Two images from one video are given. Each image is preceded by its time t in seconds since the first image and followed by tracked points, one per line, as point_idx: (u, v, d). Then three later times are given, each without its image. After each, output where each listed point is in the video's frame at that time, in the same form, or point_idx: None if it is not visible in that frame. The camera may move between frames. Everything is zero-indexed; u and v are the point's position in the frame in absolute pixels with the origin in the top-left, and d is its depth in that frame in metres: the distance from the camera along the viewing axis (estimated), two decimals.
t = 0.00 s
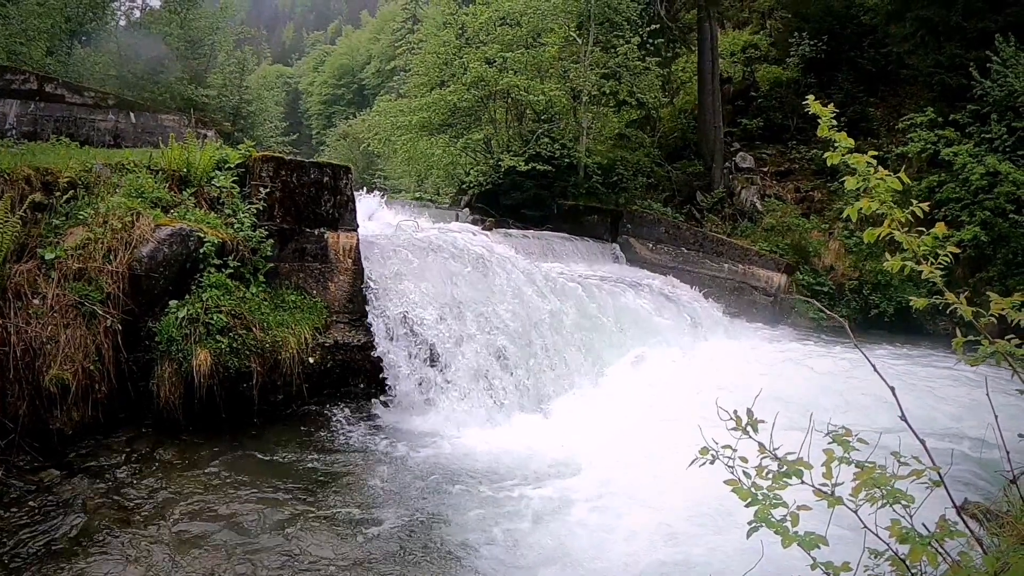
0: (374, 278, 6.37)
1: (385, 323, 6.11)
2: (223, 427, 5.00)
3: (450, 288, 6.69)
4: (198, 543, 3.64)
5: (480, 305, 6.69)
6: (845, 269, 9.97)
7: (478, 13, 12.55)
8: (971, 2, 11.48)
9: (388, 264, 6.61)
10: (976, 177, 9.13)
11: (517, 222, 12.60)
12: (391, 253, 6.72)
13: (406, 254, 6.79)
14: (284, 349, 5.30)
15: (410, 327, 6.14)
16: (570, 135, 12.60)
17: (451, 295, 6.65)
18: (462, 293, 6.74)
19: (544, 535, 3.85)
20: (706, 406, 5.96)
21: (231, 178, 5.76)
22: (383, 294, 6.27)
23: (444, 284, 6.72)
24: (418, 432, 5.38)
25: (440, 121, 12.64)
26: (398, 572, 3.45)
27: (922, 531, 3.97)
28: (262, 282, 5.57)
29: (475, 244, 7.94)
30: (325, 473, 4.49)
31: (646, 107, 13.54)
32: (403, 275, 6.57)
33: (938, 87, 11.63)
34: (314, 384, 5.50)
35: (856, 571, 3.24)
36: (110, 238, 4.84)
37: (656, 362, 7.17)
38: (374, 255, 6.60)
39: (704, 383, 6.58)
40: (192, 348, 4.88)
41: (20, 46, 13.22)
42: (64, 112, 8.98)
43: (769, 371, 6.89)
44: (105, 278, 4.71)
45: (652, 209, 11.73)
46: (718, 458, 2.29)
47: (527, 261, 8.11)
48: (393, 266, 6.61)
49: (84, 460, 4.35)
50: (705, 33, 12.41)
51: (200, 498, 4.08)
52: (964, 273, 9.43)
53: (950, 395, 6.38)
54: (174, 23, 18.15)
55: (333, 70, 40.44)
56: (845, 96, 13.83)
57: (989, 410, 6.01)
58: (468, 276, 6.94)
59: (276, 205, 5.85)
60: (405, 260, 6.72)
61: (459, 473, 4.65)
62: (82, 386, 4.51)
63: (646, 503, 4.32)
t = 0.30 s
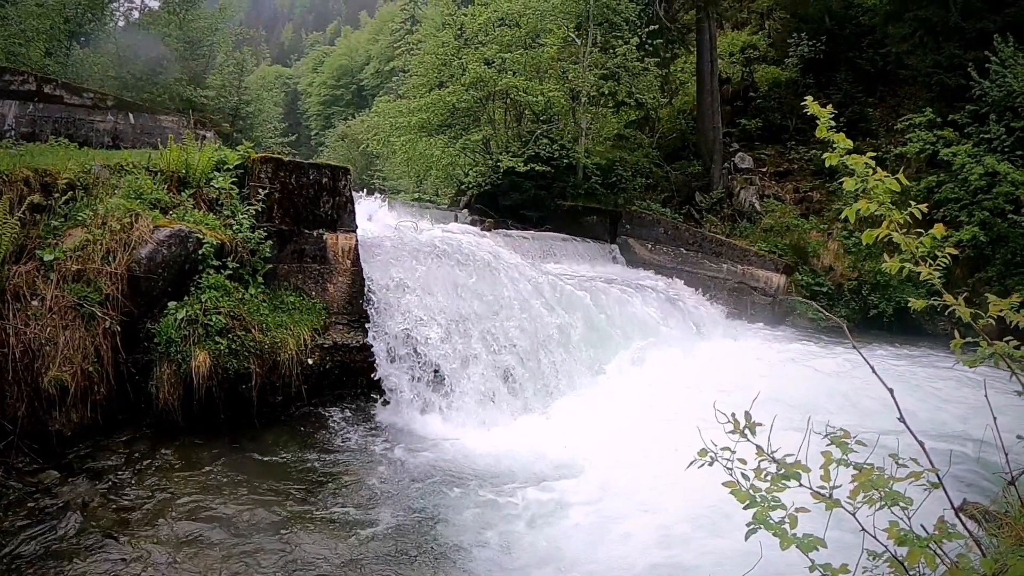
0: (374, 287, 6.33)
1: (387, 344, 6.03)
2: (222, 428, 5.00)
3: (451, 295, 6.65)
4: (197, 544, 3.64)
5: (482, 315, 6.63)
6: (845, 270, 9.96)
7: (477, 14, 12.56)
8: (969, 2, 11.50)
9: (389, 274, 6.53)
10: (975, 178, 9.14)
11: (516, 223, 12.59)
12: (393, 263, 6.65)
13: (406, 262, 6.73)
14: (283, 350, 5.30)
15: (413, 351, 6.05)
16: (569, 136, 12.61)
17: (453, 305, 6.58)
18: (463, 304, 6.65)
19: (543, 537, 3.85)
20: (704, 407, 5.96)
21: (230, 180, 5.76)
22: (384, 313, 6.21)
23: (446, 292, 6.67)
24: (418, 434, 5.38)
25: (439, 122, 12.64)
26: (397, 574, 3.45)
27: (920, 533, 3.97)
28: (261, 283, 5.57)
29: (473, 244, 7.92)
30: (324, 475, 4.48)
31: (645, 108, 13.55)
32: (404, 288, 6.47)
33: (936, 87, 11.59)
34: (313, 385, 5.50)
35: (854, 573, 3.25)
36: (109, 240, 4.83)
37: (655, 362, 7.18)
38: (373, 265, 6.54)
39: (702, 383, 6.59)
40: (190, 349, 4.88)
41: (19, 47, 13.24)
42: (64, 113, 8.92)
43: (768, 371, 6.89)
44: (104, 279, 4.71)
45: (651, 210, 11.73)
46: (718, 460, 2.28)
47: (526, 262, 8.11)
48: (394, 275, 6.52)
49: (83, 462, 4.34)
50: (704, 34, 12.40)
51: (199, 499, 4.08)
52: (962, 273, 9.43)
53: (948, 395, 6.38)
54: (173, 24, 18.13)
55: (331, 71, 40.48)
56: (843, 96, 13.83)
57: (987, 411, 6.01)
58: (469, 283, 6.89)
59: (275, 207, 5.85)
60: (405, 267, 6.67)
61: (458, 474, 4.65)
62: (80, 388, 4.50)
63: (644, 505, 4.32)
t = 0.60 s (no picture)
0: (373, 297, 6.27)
1: (388, 364, 5.92)
2: (221, 428, 5.00)
3: (457, 306, 6.57)
4: (196, 546, 3.64)
5: (489, 327, 6.51)
6: (844, 270, 9.95)
7: (476, 14, 12.54)
8: (968, 3, 11.51)
9: (389, 285, 6.45)
10: (974, 178, 9.14)
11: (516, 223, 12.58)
12: (393, 275, 6.59)
13: (403, 273, 6.68)
14: (282, 351, 5.30)
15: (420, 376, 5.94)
16: (568, 136, 12.62)
17: (458, 318, 6.46)
18: (468, 316, 6.53)
19: (541, 538, 3.86)
20: (702, 407, 5.96)
21: (229, 180, 5.76)
22: (387, 331, 6.14)
23: (451, 303, 6.59)
24: (417, 436, 5.35)
25: (438, 122, 12.63)
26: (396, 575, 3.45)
27: (919, 534, 3.98)
28: (261, 283, 5.57)
29: (473, 246, 7.90)
30: (324, 477, 4.48)
31: (645, 108, 13.54)
32: (406, 301, 6.36)
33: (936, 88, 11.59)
34: (313, 386, 5.48)
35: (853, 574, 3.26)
36: (108, 240, 4.83)
37: (654, 362, 7.18)
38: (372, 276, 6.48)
39: (702, 384, 6.58)
40: (189, 351, 4.88)
41: (18, 47, 13.24)
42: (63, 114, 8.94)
43: (768, 372, 6.89)
44: (103, 280, 4.71)
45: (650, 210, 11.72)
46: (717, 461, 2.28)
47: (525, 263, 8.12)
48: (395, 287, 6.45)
49: (83, 463, 4.34)
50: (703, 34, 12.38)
51: (199, 501, 4.08)
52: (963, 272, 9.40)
53: (946, 395, 6.40)
54: (173, 24, 18.12)
55: (330, 71, 40.48)
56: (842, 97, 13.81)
57: (986, 411, 6.02)
58: (474, 293, 6.82)
59: (274, 207, 5.85)
60: (404, 276, 6.63)
61: (458, 475, 4.64)
62: (80, 389, 4.50)
63: (644, 507, 4.31)
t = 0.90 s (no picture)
0: (373, 308, 6.22)
1: (389, 391, 5.85)
2: (220, 428, 5.00)
3: (464, 323, 6.49)
4: (195, 546, 3.64)
5: (497, 347, 6.43)
6: (844, 270, 9.97)
7: (476, 14, 12.53)
8: (968, 3, 11.51)
9: (391, 298, 6.36)
10: (974, 178, 9.13)
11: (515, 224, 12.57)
12: (397, 286, 6.48)
13: (407, 283, 6.56)
14: (281, 352, 5.30)
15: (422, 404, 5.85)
16: (568, 136, 12.62)
17: (466, 339, 6.37)
18: (475, 334, 6.44)
19: (539, 540, 3.86)
20: (699, 408, 5.97)
21: (229, 181, 5.76)
22: (389, 352, 6.07)
23: (460, 323, 6.48)
24: (416, 438, 5.32)
25: (438, 122, 12.63)
26: None
27: (917, 536, 3.98)
28: (260, 283, 5.57)
29: (480, 248, 7.74)
30: (324, 477, 4.48)
31: (644, 108, 13.53)
32: (411, 317, 6.31)
33: (936, 88, 11.59)
34: (313, 386, 5.51)
35: None
36: (107, 241, 4.83)
37: (654, 365, 7.21)
38: (373, 283, 6.39)
39: (702, 384, 6.61)
40: (188, 351, 4.88)
41: (18, 47, 13.23)
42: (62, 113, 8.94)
43: (768, 372, 6.89)
44: (103, 280, 4.72)
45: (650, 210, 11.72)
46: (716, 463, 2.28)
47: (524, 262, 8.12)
48: (397, 298, 6.37)
49: (82, 463, 4.35)
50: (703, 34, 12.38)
51: (198, 501, 4.08)
52: (963, 272, 9.41)
53: (946, 397, 6.40)
54: (173, 24, 18.12)
55: (330, 71, 40.47)
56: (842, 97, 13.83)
57: (985, 413, 6.01)
58: (482, 309, 6.71)
59: (274, 208, 5.86)
60: (407, 286, 6.53)
61: (457, 476, 4.64)
62: (80, 389, 4.51)
63: (643, 508, 4.31)
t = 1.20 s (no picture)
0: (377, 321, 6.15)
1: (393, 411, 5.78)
2: (220, 429, 5.00)
3: (473, 340, 6.34)
4: (194, 546, 3.64)
5: (507, 367, 6.29)
6: (844, 270, 9.99)
7: (476, 14, 12.54)
8: (969, 4, 11.50)
9: (396, 309, 6.29)
10: (974, 179, 9.13)
11: (516, 224, 12.57)
12: (402, 297, 6.40)
13: (412, 293, 6.49)
14: (281, 352, 5.30)
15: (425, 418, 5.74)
16: (568, 136, 12.63)
17: (474, 357, 6.22)
18: (484, 352, 6.30)
19: (538, 540, 3.87)
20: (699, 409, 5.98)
21: (229, 181, 5.76)
22: (393, 373, 6.01)
23: (470, 342, 6.33)
24: (416, 439, 5.30)
25: (438, 122, 12.63)
26: None
27: (916, 538, 3.97)
28: (260, 284, 5.57)
29: (487, 253, 7.66)
30: (323, 478, 4.47)
31: (644, 108, 13.53)
32: (416, 329, 6.20)
33: (936, 89, 11.57)
34: (313, 386, 5.50)
35: None
36: (108, 241, 4.83)
37: (654, 364, 7.22)
38: (374, 289, 6.35)
39: (702, 384, 6.62)
40: (189, 351, 4.88)
41: (18, 46, 13.23)
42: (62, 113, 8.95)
43: (769, 373, 6.88)
44: (103, 280, 4.71)
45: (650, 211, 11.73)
46: (715, 465, 2.28)
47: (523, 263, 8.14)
48: (401, 309, 6.29)
49: (81, 464, 4.35)
50: (703, 34, 12.38)
51: (197, 502, 4.08)
52: (963, 273, 9.42)
53: (945, 398, 6.40)
54: (173, 23, 18.15)
55: (330, 71, 40.48)
56: (842, 98, 13.83)
57: (984, 414, 6.01)
58: (492, 326, 6.58)
59: (274, 208, 5.86)
60: (412, 295, 6.47)
61: (456, 476, 4.65)
62: (80, 389, 4.50)
63: (642, 509, 4.31)
